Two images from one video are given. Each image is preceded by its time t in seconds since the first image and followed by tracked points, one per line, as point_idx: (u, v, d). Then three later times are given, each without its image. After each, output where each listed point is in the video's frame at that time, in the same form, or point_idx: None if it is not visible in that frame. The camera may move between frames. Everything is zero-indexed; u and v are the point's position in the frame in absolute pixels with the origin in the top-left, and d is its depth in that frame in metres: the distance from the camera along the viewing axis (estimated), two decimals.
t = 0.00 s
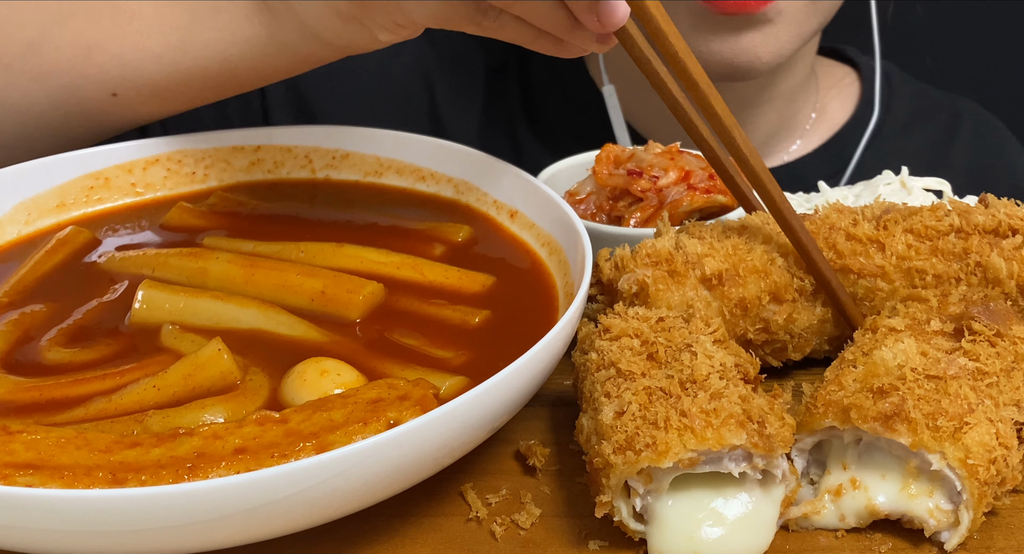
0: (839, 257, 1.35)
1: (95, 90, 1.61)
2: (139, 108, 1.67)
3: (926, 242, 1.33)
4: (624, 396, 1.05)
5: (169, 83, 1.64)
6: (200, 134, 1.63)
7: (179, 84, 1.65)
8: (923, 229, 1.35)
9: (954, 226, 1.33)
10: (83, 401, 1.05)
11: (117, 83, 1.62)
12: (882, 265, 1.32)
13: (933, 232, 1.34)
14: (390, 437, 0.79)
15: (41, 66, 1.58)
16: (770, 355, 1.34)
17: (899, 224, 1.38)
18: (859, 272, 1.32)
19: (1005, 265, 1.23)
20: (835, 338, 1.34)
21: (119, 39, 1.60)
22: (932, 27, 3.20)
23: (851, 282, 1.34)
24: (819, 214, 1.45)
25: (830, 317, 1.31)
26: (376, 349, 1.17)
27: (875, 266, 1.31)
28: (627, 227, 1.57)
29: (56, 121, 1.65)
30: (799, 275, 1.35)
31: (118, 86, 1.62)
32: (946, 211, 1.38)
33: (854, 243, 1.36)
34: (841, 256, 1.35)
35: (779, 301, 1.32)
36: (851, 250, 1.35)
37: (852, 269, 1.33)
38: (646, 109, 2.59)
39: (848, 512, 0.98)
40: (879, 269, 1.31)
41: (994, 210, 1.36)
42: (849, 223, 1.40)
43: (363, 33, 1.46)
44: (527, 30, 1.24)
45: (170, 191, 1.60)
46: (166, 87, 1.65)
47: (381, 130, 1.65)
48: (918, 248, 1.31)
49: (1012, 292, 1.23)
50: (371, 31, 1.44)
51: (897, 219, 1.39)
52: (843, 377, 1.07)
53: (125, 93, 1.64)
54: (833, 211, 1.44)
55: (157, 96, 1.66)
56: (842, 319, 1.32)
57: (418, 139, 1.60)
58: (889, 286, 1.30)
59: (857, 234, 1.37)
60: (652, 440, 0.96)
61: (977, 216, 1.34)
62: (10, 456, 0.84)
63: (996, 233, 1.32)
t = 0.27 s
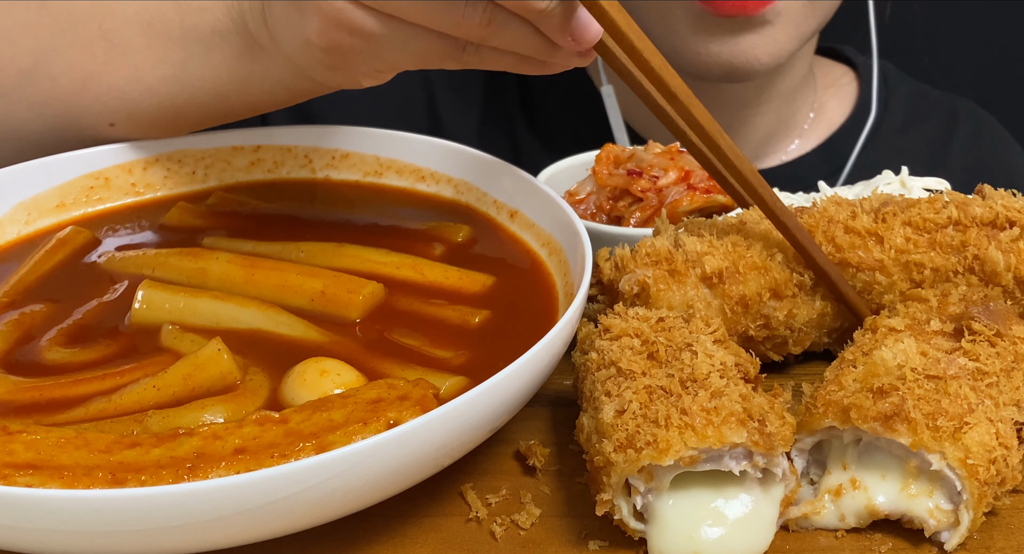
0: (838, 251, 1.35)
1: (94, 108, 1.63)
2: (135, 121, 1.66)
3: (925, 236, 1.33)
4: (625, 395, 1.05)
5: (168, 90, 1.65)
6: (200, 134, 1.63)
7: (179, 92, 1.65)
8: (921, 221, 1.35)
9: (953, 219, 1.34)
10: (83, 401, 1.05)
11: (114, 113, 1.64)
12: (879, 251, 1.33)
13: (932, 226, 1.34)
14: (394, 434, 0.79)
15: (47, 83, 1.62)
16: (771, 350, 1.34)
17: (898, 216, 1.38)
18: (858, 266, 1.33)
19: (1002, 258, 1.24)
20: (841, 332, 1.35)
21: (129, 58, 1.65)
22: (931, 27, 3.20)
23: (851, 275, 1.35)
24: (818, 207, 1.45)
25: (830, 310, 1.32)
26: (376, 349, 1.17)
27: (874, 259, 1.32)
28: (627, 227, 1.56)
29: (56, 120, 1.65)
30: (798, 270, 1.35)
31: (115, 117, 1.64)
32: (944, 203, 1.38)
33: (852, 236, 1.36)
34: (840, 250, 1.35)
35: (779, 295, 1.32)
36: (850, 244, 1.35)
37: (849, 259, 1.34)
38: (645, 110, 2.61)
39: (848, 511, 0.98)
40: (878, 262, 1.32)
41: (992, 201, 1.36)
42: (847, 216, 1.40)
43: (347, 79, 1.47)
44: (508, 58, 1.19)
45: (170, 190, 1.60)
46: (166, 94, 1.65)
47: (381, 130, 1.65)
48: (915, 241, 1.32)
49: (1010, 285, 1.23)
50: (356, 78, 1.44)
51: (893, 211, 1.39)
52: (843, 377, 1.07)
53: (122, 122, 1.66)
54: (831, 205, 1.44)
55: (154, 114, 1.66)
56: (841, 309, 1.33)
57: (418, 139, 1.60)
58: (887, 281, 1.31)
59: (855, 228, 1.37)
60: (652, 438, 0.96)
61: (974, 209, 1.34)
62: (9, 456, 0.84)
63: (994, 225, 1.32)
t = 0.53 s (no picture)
0: (839, 243, 1.34)
1: (98, 113, 1.64)
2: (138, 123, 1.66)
3: (926, 223, 1.34)
4: (625, 395, 1.05)
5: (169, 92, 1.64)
6: (200, 134, 1.63)
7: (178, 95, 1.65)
8: (923, 209, 1.35)
9: (954, 205, 1.34)
10: (83, 401, 1.05)
11: (116, 119, 1.65)
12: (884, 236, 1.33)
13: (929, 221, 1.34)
14: (394, 433, 0.79)
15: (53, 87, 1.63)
16: (774, 341, 1.34)
17: (898, 204, 1.38)
18: (860, 256, 1.33)
19: (1003, 244, 1.25)
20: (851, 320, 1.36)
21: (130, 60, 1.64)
22: (935, 27, 3.19)
23: (852, 266, 1.34)
24: (818, 196, 1.44)
25: (832, 300, 1.31)
26: (377, 349, 1.17)
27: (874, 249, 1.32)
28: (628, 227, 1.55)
29: (56, 119, 1.65)
30: (800, 264, 1.34)
31: (117, 121, 1.65)
32: (945, 188, 1.39)
33: (855, 226, 1.36)
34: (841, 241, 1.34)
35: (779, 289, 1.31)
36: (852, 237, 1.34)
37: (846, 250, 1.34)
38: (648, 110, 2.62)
39: (848, 512, 0.98)
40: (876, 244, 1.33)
41: (993, 184, 1.36)
42: (848, 205, 1.39)
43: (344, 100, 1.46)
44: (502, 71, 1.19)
45: (170, 190, 1.60)
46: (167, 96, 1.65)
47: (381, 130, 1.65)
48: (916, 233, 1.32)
49: (1011, 270, 1.26)
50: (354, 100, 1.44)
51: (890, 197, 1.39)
52: (843, 377, 1.07)
53: (124, 128, 1.67)
54: (832, 193, 1.44)
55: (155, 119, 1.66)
56: (842, 299, 1.32)
57: (418, 139, 1.61)
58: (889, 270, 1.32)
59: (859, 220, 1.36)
60: (653, 437, 0.97)
61: (975, 194, 1.34)
62: (9, 456, 0.84)
63: (996, 210, 1.32)
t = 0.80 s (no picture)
0: (850, 197, 1.35)
1: (98, 119, 1.64)
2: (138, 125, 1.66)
3: (936, 169, 1.35)
4: (625, 395, 1.05)
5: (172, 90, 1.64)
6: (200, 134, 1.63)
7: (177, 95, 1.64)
8: (933, 154, 1.36)
9: (965, 147, 1.34)
10: (83, 401, 1.04)
11: (116, 123, 1.65)
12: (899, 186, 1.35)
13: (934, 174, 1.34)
14: (393, 433, 0.79)
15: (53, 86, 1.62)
16: (794, 304, 1.38)
17: (909, 150, 1.38)
18: (873, 209, 1.34)
19: (1017, 183, 1.28)
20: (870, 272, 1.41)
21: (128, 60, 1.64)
22: (937, 28, 3.21)
23: (866, 219, 1.36)
24: (825, 151, 1.43)
25: (848, 256, 1.34)
26: (377, 349, 1.17)
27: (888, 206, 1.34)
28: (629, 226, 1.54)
29: (56, 120, 1.64)
30: (813, 223, 1.35)
31: (116, 126, 1.65)
32: (955, 130, 1.38)
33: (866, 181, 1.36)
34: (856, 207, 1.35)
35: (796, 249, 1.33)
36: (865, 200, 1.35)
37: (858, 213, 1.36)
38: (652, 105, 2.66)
39: (848, 512, 0.98)
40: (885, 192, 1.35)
41: (1004, 121, 1.36)
42: (856, 158, 1.39)
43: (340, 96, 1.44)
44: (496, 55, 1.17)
45: (170, 191, 1.60)
46: (169, 95, 1.64)
47: (382, 130, 1.65)
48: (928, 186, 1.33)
49: None
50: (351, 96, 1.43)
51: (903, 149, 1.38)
52: (844, 377, 1.07)
53: (124, 133, 1.66)
54: (840, 147, 1.43)
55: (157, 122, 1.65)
56: (859, 255, 1.36)
57: (418, 139, 1.61)
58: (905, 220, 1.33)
59: (871, 175, 1.35)
60: (653, 437, 0.97)
61: (986, 133, 1.34)
62: (10, 456, 0.84)
63: (1008, 147, 1.33)
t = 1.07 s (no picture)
0: (851, 78, 1.25)
1: (91, 110, 1.57)
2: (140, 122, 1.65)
3: (939, 41, 1.26)
4: (625, 395, 1.05)
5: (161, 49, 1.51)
6: (200, 133, 1.62)
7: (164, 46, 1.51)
8: (932, 28, 1.27)
9: (965, 17, 1.27)
10: (83, 401, 1.04)
11: (109, 115, 1.59)
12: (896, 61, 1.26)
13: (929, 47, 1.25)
14: (392, 434, 0.79)
15: (43, 63, 1.54)
16: (804, 199, 1.24)
17: (907, 28, 1.29)
18: (876, 88, 1.24)
19: None
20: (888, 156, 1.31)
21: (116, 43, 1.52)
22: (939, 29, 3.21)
23: (871, 101, 1.24)
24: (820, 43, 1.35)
25: (857, 139, 1.23)
26: (377, 349, 1.17)
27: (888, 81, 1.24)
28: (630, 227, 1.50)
29: (50, 120, 1.58)
30: (815, 107, 1.23)
31: (111, 117, 1.59)
32: (953, 6, 1.31)
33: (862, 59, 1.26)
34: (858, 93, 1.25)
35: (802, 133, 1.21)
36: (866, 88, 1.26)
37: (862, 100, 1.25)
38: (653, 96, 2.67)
39: (848, 512, 0.98)
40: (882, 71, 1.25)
41: None
42: (852, 42, 1.31)
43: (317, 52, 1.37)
44: None
45: (171, 191, 1.61)
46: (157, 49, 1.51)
47: (381, 130, 1.65)
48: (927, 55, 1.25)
49: None
50: (321, 28, 1.27)
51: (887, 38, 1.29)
52: (844, 377, 1.07)
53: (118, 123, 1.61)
54: (834, 36, 1.36)
55: (154, 111, 1.59)
56: (869, 137, 1.25)
57: (418, 139, 1.60)
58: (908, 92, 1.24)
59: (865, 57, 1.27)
60: (653, 437, 0.97)
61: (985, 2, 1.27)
62: (10, 456, 0.84)
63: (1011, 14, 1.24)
